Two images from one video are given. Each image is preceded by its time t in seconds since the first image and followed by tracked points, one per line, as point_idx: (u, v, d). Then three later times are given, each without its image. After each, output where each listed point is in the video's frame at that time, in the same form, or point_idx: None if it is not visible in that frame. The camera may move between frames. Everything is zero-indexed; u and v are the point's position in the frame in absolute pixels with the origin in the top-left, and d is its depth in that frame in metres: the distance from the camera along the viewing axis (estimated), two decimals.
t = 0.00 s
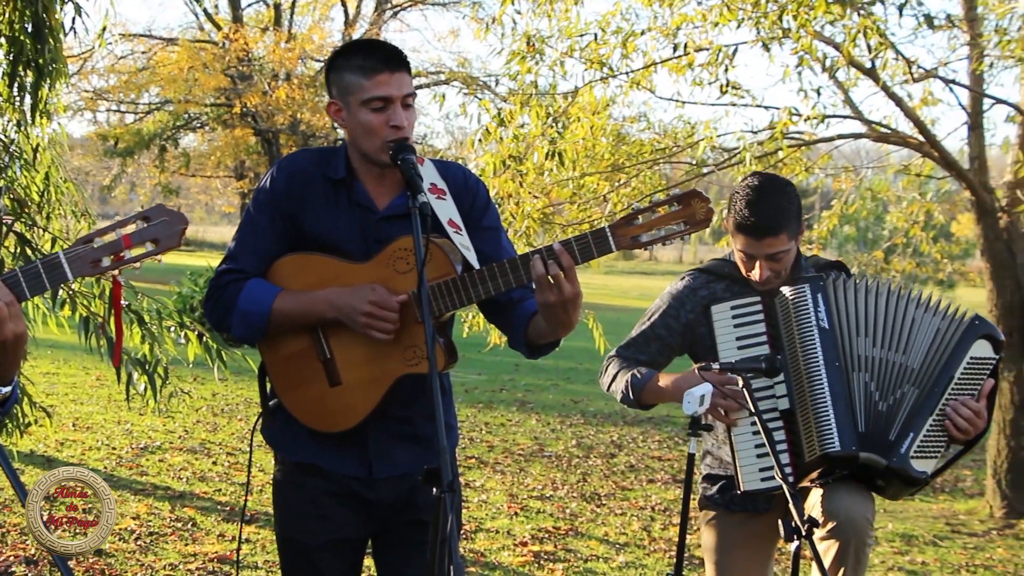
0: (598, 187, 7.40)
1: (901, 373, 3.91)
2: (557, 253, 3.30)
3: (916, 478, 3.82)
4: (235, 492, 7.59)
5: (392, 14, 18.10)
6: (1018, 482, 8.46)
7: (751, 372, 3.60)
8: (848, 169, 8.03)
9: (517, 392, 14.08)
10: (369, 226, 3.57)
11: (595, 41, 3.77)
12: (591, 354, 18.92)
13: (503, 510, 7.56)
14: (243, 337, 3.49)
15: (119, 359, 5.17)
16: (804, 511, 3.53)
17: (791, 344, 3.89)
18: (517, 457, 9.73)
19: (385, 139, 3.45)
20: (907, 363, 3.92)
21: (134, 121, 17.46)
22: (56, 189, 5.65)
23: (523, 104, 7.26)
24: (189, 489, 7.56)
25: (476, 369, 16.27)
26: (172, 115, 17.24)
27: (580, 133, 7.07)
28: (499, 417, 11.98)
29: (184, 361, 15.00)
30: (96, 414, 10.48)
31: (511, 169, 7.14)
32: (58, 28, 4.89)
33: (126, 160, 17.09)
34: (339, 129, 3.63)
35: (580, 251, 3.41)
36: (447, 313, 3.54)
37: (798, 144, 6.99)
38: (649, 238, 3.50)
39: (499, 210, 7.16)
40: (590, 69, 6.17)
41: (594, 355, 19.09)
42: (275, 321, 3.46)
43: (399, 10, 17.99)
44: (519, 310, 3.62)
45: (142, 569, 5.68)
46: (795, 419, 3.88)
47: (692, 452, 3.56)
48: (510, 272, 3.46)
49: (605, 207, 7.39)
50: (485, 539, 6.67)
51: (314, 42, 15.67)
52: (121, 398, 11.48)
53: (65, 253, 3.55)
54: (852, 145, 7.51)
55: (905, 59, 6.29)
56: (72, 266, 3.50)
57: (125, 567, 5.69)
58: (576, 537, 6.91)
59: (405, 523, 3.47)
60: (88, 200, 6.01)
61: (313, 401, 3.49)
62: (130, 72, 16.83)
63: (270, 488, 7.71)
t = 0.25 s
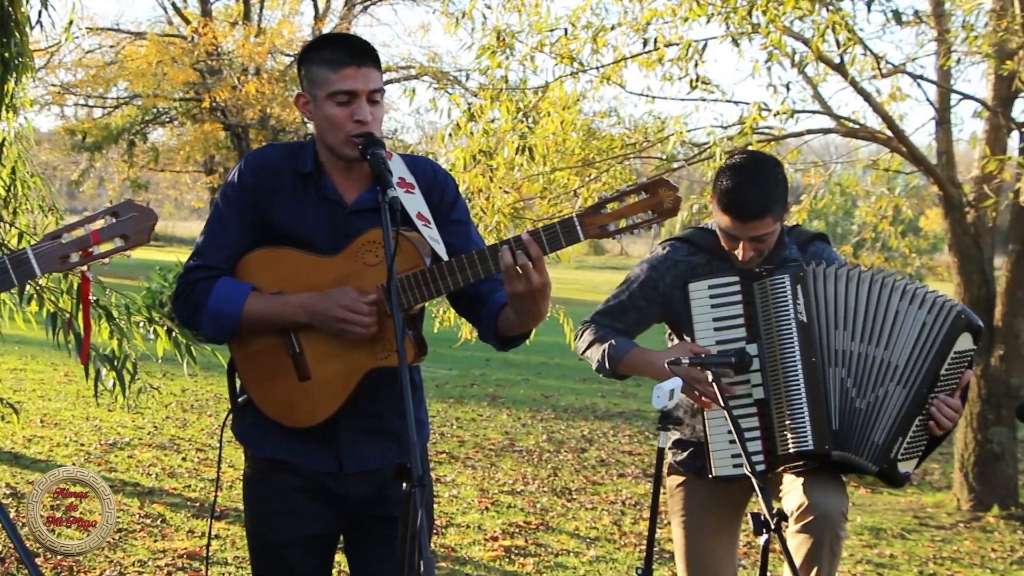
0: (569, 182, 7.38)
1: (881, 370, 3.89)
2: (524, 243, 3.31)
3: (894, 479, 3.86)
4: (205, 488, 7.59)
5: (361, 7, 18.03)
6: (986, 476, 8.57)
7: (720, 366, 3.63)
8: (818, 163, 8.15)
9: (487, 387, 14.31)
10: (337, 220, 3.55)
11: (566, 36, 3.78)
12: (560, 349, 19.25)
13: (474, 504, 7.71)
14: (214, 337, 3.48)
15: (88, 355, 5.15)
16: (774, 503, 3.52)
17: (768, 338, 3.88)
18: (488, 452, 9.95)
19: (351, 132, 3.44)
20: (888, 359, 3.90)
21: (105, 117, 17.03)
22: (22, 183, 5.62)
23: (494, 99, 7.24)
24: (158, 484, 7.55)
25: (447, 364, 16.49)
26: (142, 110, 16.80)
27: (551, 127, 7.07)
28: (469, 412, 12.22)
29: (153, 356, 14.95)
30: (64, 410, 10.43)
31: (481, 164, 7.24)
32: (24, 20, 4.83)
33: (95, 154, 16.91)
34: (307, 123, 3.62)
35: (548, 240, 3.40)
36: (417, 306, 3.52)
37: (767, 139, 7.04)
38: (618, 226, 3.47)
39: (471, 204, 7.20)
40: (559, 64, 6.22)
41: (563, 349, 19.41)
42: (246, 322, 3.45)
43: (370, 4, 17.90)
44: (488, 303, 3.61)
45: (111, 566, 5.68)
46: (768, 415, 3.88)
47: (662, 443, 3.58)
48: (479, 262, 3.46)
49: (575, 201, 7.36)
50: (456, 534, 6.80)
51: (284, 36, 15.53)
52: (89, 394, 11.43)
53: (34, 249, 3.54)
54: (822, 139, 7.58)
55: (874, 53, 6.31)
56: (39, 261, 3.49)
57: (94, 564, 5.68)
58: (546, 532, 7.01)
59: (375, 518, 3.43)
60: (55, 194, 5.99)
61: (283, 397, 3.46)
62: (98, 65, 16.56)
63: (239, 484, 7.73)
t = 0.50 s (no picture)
0: (538, 177, 7.51)
1: (843, 371, 3.92)
2: (493, 236, 3.23)
3: (861, 477, 3.88)
4: (173, 484, 7.59)
5: None
6: (950, 468, 8.76)
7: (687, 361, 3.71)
8: (786, 159, 8.35)
9: (456, 382, 14.53)
10: (305, 214, 3.53)
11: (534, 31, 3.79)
12: (528, 343, 19.58)
13: (444, 500, 7.93)
14: (181, 331, 3.43)
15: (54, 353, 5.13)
16: (741, 499, 3.51)
17: (732, 342, 3.83)
18: (457, 447, 10.17)
19: (321, 127, 3.44)
20: (849, 360, 3.94)
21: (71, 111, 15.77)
22: None
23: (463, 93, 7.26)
24: (126, 481, 7.54)
25: (416, 359, 16.68)
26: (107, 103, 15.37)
27: (519, 122, 7.17)
28: (438, 407, 12.43)
29: (120, 353, 14.88)
30: (30, 406, 10.35)
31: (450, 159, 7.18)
32: None
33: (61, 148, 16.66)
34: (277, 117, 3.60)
35: (517, 232, 3.30)
36: (385, 300, 3.48)
37: (735, 135, 7.09)
38: (586, 220, 3.33)
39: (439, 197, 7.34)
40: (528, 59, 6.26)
41: (532, 344, 19.72)
42: (213, 318, 3.40)
43: None
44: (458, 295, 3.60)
45: (78, 563, 5.68)
46: (735, 418, 3.83)
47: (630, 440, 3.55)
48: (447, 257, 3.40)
49: (544, 195, 7.53)
50: (425, 529, 6.97)
51: (252, 30, 14.13)
52: (56, 391, 11.35)
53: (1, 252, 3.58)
54: (790, 135, 7.68)
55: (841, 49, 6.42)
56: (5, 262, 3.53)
57: (60, 561, 5.67)
58: (516, 527, 7.22)
59: (344, 513, 3.39)
60: (23, 190, 5.92)
61: (251, 393, 3.40)
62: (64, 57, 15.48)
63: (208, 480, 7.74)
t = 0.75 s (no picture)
0: (509, 173, 7.59)
1: (801, 365, 3.94)
2: (489, 231, 3.04)
3: (818, 469, 3.88)
4: (142, 481, 7.58)
5: None
6: (919, 463, 8.85)
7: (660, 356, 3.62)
8: (756, 154, 8.11)
9: (427, 378, 14.62)
10: (277, 212, 3.40)
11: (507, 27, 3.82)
12: (499, 338, 19.71)
13: (414, 495, 8.03)
14: (149, 330, 3.30)
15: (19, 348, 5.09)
16: (708, 491, 3.42)
17: (690, 335, 3.84)
18: (428, 443, 10.24)
19: (294, 122, 3.32)
20: (808, 355, 3.95)
21: (40, 106, 14.57)
22: None
23: (433, 89, 7.34)
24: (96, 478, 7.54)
25: (387, 355, 16.77)
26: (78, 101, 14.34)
27: (490, 118, 7.21)
28: (409, 403, 12.49)
29: (88, 349, 14.80)
30: None
31: (420, 154, 7.26)
32: None
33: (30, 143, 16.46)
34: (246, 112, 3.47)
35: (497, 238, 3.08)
36: (360, 300, 3.27)
37: (706, 131, 7.25)
38: (563, 224, 3.15)
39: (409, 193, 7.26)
40: (500, 54, 6.38)
41: (502, 339, 19.86)
42: (180, 316, 3.26)
43: None
44: (439, 293, 3.34)
45: (45, 561, 5.67)
46: (695, 411, 3.85)
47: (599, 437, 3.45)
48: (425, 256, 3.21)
49: (516, 192, 7.55)
50: (396, 525, 7.06)
51: (221, 25, 13.40)
52: (24, 387, 11.28)
53: None
54: (760, 131, 7.74)
55: (810, 45, 6.55)
56: None
57: (29, 560, 5.67)
58: (487, 522, 7.35)
59: (316, 511, 3.30)
60: None
61: (221, 389, 3.27)
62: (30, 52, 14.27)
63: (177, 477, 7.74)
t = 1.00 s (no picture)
0: (477, 169, 7.65)
1: (762, 344, 3.97)
2: (448, 225, 3.02)
3: (818, 446, 3.96)
4: (107, 479, 7.56)
5: None
6: (884, 457, 8.93)
7: (625, 352, 3.57)
8: (722, 150, 8.37)
9: (395, 374, 14.62)
10: (242, 208, 3.37)
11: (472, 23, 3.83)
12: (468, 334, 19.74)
13: (381, 492, 8.05)
14: (114, 325, 3.28)
15: None
16: (676, 488, 3.38)
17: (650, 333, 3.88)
18: (396, 439, 10.25)
19: (258, 116, 3.31)
20: (766, 332, 3.98)
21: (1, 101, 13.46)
22: None
23: (400, 85, 7.40)
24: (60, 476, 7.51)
25: (356, 352, 16.75)
26: (41, 95, 13.15)
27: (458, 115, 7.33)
28: (377, 399, 12.49)
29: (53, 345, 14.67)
30: None
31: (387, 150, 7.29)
32: None
33: None
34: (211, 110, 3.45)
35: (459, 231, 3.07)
36: (326, 294, 3.27)
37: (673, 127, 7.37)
38: (528, 216, 3.16)
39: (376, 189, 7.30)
40: (466, 49, 6.45)
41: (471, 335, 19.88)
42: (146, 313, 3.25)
43: None
44: (405, 287, 3.34)
45: (8, 560, 5.65)
46: (656, 404, 3.88)
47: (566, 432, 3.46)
48: (389, 250, 3.21)
49: (483, 187, 7.68)
50: (363, 522, 7.08)
51: (187, 22, 12.43)
52: None
53: None
54: (726, 126, 7.91)
55: (775, 42, 6.66)
56: None
57: None
58: (454, 518, 7.39)
59: (283, 507, 3.27)
60: None
61: (186, 385, 3.25)
62: None
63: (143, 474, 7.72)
